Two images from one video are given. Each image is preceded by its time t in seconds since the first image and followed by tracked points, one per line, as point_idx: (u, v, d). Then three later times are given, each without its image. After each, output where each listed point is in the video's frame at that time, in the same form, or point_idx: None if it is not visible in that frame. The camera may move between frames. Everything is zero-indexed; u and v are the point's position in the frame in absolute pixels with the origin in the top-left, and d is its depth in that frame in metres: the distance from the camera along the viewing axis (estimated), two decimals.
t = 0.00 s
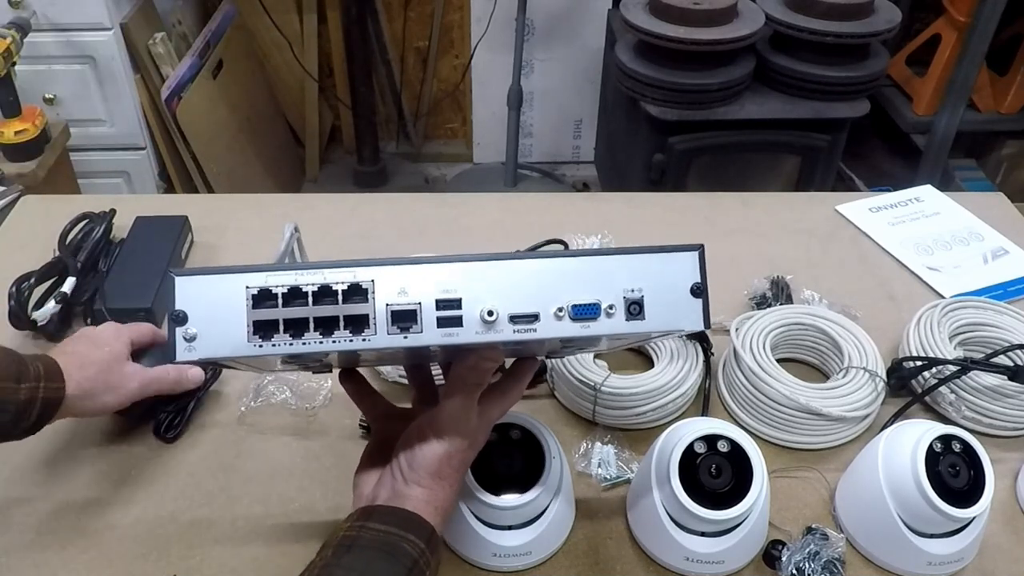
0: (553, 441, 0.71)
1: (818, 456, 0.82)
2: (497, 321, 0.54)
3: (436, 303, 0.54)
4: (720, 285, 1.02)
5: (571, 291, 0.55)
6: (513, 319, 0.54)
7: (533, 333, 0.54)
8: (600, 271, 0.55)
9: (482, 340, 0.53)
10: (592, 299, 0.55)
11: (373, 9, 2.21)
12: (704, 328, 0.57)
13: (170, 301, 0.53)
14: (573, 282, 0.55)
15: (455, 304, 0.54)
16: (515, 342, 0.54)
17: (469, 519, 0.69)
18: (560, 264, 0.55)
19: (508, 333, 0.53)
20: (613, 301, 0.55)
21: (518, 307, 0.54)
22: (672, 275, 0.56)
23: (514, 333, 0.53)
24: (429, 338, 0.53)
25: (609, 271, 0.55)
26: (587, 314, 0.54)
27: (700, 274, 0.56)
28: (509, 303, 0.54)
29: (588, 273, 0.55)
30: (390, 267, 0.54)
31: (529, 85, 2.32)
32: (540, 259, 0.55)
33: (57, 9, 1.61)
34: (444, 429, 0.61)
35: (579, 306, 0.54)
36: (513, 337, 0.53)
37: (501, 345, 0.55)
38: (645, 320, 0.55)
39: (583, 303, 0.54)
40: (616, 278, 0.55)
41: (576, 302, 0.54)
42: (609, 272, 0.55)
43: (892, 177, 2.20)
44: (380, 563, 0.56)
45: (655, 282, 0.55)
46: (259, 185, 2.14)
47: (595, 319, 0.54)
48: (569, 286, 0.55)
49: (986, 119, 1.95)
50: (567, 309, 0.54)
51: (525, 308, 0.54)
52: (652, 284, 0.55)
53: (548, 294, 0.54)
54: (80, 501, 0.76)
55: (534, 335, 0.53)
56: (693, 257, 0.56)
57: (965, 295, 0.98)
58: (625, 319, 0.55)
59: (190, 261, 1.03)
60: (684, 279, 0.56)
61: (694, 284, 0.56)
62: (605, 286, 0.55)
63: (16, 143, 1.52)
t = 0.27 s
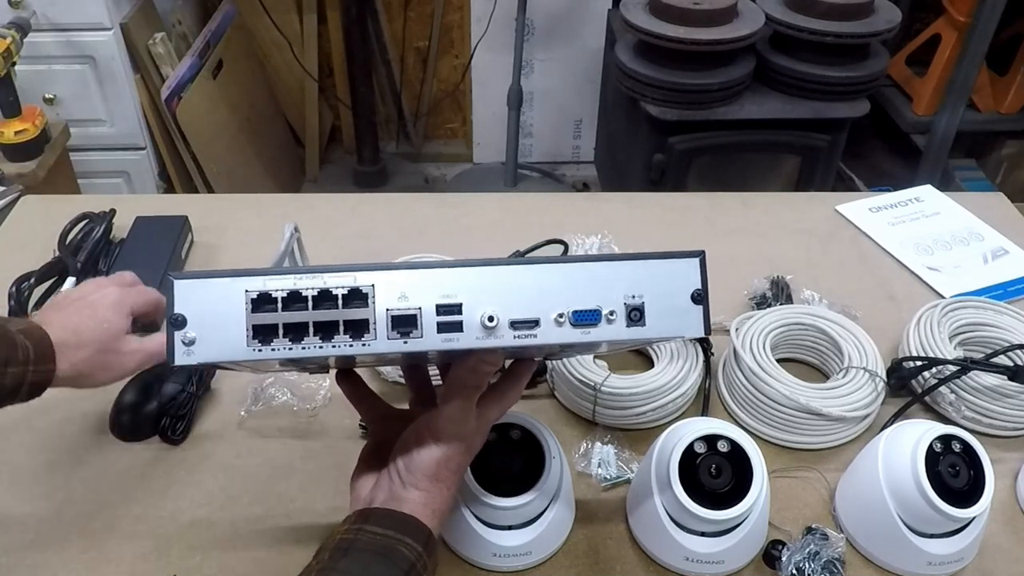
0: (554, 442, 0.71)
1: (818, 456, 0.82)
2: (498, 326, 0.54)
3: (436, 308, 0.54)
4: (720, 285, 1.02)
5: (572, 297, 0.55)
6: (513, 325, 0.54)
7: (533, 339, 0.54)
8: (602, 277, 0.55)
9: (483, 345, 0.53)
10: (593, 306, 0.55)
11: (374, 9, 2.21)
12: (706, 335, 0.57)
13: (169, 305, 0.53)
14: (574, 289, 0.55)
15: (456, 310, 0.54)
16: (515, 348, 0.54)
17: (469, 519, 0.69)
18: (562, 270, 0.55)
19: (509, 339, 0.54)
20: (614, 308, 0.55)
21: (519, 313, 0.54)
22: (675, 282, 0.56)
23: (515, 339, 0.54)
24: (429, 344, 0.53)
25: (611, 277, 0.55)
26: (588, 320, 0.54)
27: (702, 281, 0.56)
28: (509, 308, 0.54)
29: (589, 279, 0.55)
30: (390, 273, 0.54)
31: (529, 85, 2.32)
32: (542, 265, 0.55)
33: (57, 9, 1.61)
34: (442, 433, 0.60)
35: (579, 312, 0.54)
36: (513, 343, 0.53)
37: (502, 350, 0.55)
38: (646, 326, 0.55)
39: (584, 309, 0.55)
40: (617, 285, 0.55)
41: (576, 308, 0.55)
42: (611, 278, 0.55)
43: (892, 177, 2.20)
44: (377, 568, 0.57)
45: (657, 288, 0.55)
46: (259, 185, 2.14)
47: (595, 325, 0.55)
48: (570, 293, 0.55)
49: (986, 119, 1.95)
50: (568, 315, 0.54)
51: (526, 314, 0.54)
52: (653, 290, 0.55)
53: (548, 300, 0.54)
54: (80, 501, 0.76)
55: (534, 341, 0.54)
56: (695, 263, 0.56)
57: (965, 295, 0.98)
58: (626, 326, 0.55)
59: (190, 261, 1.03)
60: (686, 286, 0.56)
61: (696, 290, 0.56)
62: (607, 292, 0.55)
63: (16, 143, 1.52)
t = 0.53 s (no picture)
0: (554, 441, 0.71)
1: (818, 456, 0.82)
2: (493, 323, 0.54)
3: (431, 306, 0.54)
4: (720, 285, 1.02)
5: (568, 293, 0.55)
6: (508, 321, 0.54)
7: (529, 335, 0.54)
8: (597, 273, 0.55)
9: (478, 342, 0.54)
10: (589, 301, 0.55)
11: (373, 9, 2.21)
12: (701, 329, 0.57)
13: (160, 307, 0.53)
14: (570, 285, 0.55)
15: (451, 307, 0.54)
16: (511, 345, 0.54)
17: (469, 519, 0.69)
18: (558, 267, 0.55)
19: (505, 336, 0.54)
20: (609, 303, 0.55)
21: (515, 309, 0.54)
22: (670, 276, 0.56)
23: (511, 336, 0.54)
24: (424, 342, 0.54)
25: (607, 273, 0.55)
26: (584, 316, 0.55)
27: (697, 274, 0.56)
28: (505, 305, 0.54)
29: (586, 275, 0.55)
30: (385, 273, 0.54)
31: (529, 85, 2.32)
32: (538, 261, 0.55)
33: (57, 10, 1.61)
34: (437, 431, 0.61)
35: (575, 308, 0.55)
36: (508, 340, 0.54)
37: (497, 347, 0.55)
38: (642, 321, 0.56)
39: (579, 305, 0.55)
40: (613, 280, 0.55)
41: (572, 304, 0.55)
42: (607, 273, 0.55)
43: (892, 177, 2.20)
44: (372, 569, 0.56)
45: (653, 283, 0.56)
46: (259, 185, 2.14)
47: (591, 321, 0.55)
48: (567, 289, 0.55)
49: (986, 119, 1.95)
50: (563, 311, 0.55)
51: (521, 311, 0.54)
52: (648, 285, 0.56)
53: (544, 296, 0.55)
54: (80, 500, 0.76)
55: (530, 337, 0.54)
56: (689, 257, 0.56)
57: (965, 295, 0.98)
58: (622, 321, 0.55)
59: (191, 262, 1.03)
60: (681, 280, 0.56)
61: (690, 284, 0.56)
62: (603, 287, 0.55)
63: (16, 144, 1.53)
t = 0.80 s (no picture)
0: (555, 443, 0.70)
1: (818, 456, 0.82)
2: (425, 314, 0.53)
3: (361, 300, 0.52)
4: (720, 285, 1.02)
5: (499, 279, 0.53)
6: (440, 311, 0.53)
7: (462, 324, 0.53)
8: (528, 258, 0.54)
9: (411, 335, 0.52)
10: (520, 286, 0.53)
11: (374, 9, 2.21)
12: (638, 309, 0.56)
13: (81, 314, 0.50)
14: (502, 270, 0.53)
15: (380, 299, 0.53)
16: (445, 335, 0.53)
17: (470, 519, 0.69)
18: (487, 252, 0.54)
19: (438, 326, 0.53)
20: (541, 288, 0.54)
21: (445, 298, 0.53)
22: (600, 258, 0.54)
23: (443, 325, 0.53)
24: (356, 337, 0.52)
25: (537, 256, 0.54)
26: (516, 301, 0.53)
27: (627, 254, 0.54)
28: (432, 294, 0.53)
29: (516, 260, 0.54)
30: (309, 270, 0.52)
31: (529, 85, 2.32)
32: (467, 248, 0.53)
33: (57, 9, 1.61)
34: (382, 429, 0.63)
35: (507, 294, 0.53)
36: (441, 329, 0.52)
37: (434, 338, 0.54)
38: (575, 304, 0.54)
39: (511, 291, 0.53)
40: (543, 263, 0.54)
41: (503, 290, 0.53)
42: (538, 257, 0.54)
43: (892, 177, 2.20)
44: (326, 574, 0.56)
45: (583, 264, 0.54)
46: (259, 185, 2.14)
47: (523, 306, 0.53)
48: (498, 275, 0.53)
49: (986, 119, 1.95)
50: (495, 297, 0.53)
51: (452, 299, 0.53)
52: (578, 267, 0.54)
53: (474, 283, 0.53)
54: (80, 501, 0.76)
55: (463, 326, 0.53)
56: (618, 237, 0.55)
57: (965, 295, 0.98)
58: (555, 304, 0.54)
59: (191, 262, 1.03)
60: (612, 261, 0.55)
61: (621, 265, 0.55)
62: (533, 271, 0.54)
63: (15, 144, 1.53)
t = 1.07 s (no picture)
0: (555, 443, 0.70)
1: (818, 456, 0.82)
2: (422, 314, 0.53)
3: (358, 301, 0.52)
4: (720, 285, 1.02)
5: (496, 280, 0.53)
6: (437, 312, 0.53)
7: (459, 324, 0.53)
8: (525, 258, 0.54)
9: (408, 335, 0.52)
10: (517, 287, 0.53)
11: (374, 9, 2.21)
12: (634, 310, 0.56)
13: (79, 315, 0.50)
14: (498, 271, 0.53)
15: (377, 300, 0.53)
16: (442, 335, 0.53)
17: (470, 519, 0.69)
18: (484, 253, 0.54)
19: (435, 327, 0.52)
20: (537, 288, 0.54)
21: (442, 299, 0.53)
22: (597, 258, 0.54)
23: (440, 326, 0.53)
24: (353, 338, 0.52)
25: (533, 257, 0.54)
26: (513, 302, 0.53)
27: (623, 255, 0.54)
28: (430, 295, 0.53)
29: (512, 261, 0.54)
30: (307, 271, 0.52)
31: (529, 85, 2.32)
32: (464, 248, 0.53)
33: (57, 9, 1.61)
34: (380, 430, 0.63)
35: (504, 294, 0.53)
36: (438, 330, 0.52)
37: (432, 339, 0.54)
38: (571, 304, 0.54)
39: (508, 291, 0.53)
40: (539, 264, 0.54)
41: (500, 290, 0.53)
42: (534, 258, 0.54)
43: (891, 177, 2.20)
44: None
45: (579, 264, 0.54)
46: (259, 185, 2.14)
47: (520, 306, 0.53)
48: (494, 276, 0.53)
49: (986, 119, 1.95)
50: (492, 298, 0.53)
51: (449, 300, 0.53)
52: (575, 268, 0.54)
53: (471, 284, 0.53)
54: (80, 501, 0.76)
55: (459, 326, 0.53)
56: (614, 238, 0.55)
57: (965, 295, 0.98)
58: (551, 305, 0.54)
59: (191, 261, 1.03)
60: (608, 262, 0.54)
61: (618, 265, 0.55)
62: (529, 272, 0.54)
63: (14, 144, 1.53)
